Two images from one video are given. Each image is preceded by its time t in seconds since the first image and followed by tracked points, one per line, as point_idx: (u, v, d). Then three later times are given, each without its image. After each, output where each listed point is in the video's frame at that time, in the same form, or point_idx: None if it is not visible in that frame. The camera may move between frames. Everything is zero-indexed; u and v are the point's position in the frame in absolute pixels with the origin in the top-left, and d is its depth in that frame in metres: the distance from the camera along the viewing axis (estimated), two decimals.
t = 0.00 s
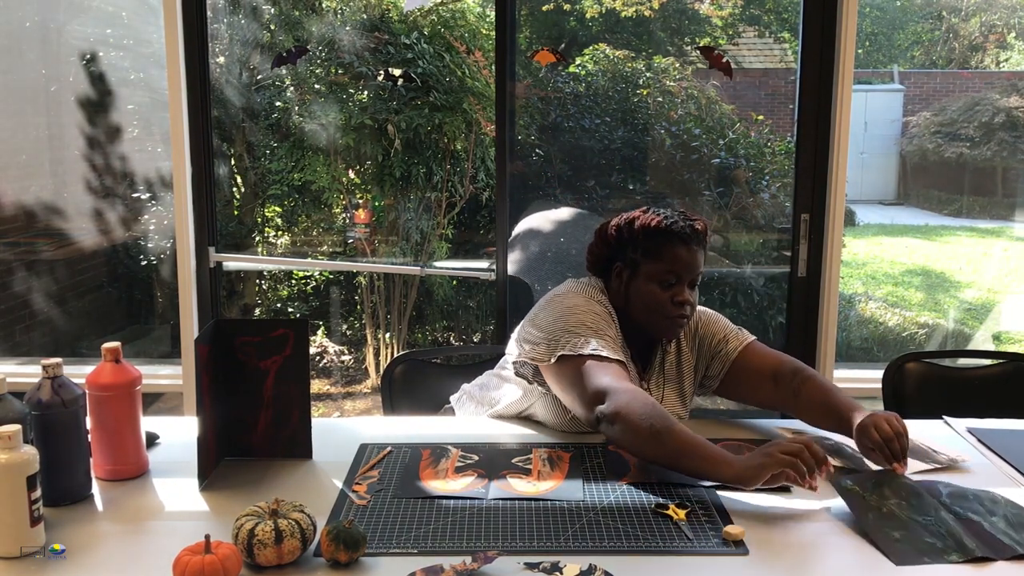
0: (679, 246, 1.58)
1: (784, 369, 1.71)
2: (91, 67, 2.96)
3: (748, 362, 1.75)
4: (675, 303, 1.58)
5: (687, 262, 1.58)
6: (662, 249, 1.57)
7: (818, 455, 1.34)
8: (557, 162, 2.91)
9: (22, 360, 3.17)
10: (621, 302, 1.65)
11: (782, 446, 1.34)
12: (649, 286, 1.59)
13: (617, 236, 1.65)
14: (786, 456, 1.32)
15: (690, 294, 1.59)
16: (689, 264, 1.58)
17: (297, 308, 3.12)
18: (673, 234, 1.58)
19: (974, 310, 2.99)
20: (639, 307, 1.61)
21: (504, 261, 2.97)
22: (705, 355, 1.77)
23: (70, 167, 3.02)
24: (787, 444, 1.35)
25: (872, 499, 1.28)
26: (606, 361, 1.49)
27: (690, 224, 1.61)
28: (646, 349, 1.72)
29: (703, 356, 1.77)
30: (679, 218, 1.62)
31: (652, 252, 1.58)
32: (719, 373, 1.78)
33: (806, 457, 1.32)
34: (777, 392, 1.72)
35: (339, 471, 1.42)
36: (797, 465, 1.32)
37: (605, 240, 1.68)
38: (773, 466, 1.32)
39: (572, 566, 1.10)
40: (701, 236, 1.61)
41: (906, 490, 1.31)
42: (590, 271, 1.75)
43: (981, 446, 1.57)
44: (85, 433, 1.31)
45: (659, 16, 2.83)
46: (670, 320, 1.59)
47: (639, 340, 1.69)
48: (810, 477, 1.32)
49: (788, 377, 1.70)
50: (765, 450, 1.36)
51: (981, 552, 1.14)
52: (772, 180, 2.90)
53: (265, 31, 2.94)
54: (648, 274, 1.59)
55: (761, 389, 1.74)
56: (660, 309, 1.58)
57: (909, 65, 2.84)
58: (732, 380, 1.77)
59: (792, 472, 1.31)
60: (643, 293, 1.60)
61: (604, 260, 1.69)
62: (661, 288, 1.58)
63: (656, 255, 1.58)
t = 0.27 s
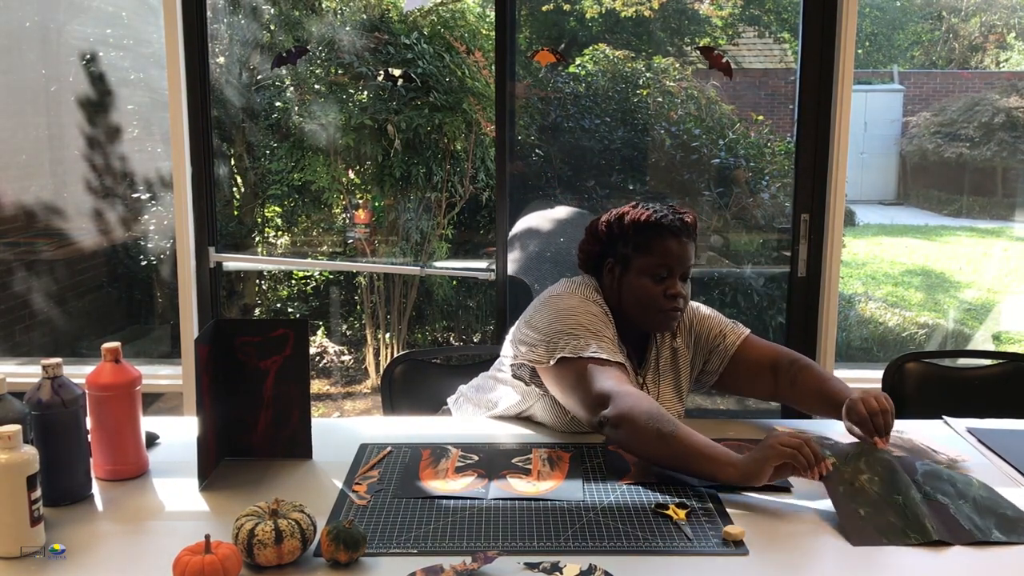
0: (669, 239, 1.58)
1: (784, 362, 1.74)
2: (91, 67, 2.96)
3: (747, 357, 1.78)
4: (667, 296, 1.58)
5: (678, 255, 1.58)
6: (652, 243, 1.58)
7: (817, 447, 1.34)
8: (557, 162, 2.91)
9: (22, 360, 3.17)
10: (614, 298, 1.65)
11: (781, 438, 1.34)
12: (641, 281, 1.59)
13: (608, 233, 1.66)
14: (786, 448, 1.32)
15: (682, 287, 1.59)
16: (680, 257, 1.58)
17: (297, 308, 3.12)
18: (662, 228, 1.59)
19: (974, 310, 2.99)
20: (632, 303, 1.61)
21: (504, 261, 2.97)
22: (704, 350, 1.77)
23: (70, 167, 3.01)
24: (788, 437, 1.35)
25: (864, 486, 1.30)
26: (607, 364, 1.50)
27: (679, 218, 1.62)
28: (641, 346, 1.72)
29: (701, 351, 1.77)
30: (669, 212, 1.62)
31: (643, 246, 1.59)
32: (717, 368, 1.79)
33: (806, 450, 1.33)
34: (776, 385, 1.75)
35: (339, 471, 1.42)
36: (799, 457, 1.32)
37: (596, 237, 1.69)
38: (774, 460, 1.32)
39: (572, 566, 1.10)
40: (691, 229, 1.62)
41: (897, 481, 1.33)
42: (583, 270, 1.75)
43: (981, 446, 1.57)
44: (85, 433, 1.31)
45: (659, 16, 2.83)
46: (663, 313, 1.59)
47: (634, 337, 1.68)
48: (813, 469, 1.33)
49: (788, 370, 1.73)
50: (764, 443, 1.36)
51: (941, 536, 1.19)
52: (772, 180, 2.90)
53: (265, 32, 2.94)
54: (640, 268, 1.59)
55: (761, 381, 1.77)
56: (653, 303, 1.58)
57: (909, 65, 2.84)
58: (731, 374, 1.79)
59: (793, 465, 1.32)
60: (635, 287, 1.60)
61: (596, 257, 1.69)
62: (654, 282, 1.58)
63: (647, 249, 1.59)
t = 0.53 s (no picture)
0: (675, 236, 1.59)
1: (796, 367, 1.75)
2: (91, 67, 2.96)
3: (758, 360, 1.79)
4: (674, 292, 1.59)
5: (683, 251, 1.59)
6: (659, 240, 1.59)
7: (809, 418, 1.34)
8: (557, 162, 2.91)
9: (22, 360, 3.17)
10: (618, 296, 1.65)
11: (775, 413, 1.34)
12: (648, 277, 1.59)
13: (612, 230, 1.66)
14: (782, 423, 1.32)
15: (687, 283, 1.61)
16: (685, 253, 1.60)
17: (297, 308, 3.12)
18: (669, 224, 1.60)
19: (974, 310, 2.99)
20: (637, 299, 1.61)
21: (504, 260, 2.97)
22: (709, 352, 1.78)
23: (70, 167, 3.02)
24: (783, 411, 1.34)
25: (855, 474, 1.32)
26: (601, 359, 1.50)
27: (682, 215, 1.64)
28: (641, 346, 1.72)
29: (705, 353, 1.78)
30: (672, 210, 1.64)
31: (649, 243, 1.60)
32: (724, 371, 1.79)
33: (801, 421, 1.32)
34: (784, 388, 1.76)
35: (339, 471, 1.42)
36: (796, 429, 1.31)
37: (598, 235, 1.69)
38: (772, 435, 1.32)
39: (572, 565, 1.10)
40: (694, 226, 1.64)
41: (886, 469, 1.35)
42: (580, 269, 1.74)
43: (981, 447, 1.57)
44: (85, 433, 1.31)
45: (659, 16, 2.83)
46: (669, 309, 1.59)
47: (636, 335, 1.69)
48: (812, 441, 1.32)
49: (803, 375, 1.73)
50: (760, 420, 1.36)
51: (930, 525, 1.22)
52: (772, 180, 2.90)
53: (265, 31, 2.94)
54: (647, 265, 1.60)
55: (767, 384, 1.78)
56: (660, 299, 1.59)
57: (909, 65, 2.84)
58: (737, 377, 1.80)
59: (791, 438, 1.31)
60: (642, 284, 1.60)
61: (598, 256, 1.69)
62: (661, 278, 1.59)
63: (654, 245, 1.59)
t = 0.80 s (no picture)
0: (683, 237, 1.60)
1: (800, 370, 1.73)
2: (91, 67, 2.96)
3: (762, 365, 1.79)
4: (681, 294, 1.60)
5: (690, 253, 1.60)
6: (669, 241, 1.59)
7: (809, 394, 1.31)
8: (557, 162, 2.91)
9: (22, 360, 3.17)
10: (623, 296, 1.65)
11: (773, 391, 1.32)
12: (656, 278, 1.60)
13: (619, 230, 1.66)
14: (781, 405, 1.30)
15: (694, 285, 1.61)
16: (693, 255, 1.60)
17: (297, 308, 3.12)
18: (677, 226, 1.61)
19: (974, 310, 2.98)
20: (643, 299, 1.62)
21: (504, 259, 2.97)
22: (715, 357, 1.79)
23: (70, 167, 3.01)
24: (781, 390, 1.31)
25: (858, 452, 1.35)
26: (602, 353, 1.50)
27: (689, 218, 1.65)
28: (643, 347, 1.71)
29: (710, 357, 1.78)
30: (679, 212, 1.65)
31: (658, 244, 1.60)
32: (730, 375, 1.80)
33: (801, 401, 1.30)
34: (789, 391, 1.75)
35: (339, 471, 1.42)
36: (795, 410, 1.29)
37: (604, 235, 1.69)
38: (772, 417, 1.31)
39: (572, 565, 1.10)
40: (701, 228, 1.64)
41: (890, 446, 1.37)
42: (583, 269, 1.74)
43: (981, 447, 1.57)
44: (85, 433, 1.31)
45: (659, 16, 2.83)
46: (675, 311, 1.60)
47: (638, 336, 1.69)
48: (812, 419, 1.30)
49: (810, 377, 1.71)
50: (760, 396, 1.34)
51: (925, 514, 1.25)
52: (772, 180, 2.90)
53: (265, 31, 2.93)
54: (655, 265, 1.60)
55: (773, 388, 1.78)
56: (667, 301, 1.59)
57: (909, 65, 2.84)
58: (743, 382, 1.81)
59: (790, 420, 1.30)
60: (649, 285, 1.60)
61: (603, 256, 1.68)
62: (668, 279, 1.59)
63: (662, 247, 1.60)
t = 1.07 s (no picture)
0: (683, 236, 1.60)
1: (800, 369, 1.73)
2: (91, 67, 2.96)
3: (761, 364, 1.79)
4: (681, 293, 1.59)
5: (690, 252, 1.60)
6: (668, 240, 1.60)
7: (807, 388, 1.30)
8: (556, 162, 2.91)
9: (22, 360, 3.17)
10: (623, 296, 1.65)
11: (771, 388, 1.31)
12: (656, 277, 1.60)
13: (619, 230, 1.66)
14: (781, 402, 1.29)
15: (694, 284, 1.61)
16: (693, 254, 1.60)
17: (297, 308, 3.12)
18: (677, 225, 1.61)
19: (974, 310, 2.98)
20: (644, 299, 1.62)
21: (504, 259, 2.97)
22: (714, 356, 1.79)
23: (70, 167, 3.02)
24: (780, 386, 1.31)
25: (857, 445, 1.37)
26: (602, 352, 1.50)
27: (689, 217, 1.65)
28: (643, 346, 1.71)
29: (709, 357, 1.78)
30: (679, 212, 1.65)
31: (658, 243, 1.60)
32: (729, 374, 1.80)
33: (800, 395, 1.29)
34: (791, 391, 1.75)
35: (339, 471, 1.42)
36: (795, 405, 1.28)
37: (604, 235, 1.69)
38: (772, 413, 1.30)
39: (572, 565, 1.09)
40: (701, 228, 1.65)
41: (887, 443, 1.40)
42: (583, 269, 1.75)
43: (981, 447, 1.57)
44: (85, 433, 1.31)
45: (659, 16, 2.83)
46: (676, 310, 1.60)
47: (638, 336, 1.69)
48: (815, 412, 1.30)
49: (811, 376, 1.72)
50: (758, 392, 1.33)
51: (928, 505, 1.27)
52: (772, 180, 2.90)
53: (265, 32, 2.94)
54: (655, 265, 1.60)
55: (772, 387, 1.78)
56: (668, 300, 1.59)
57: (909, 65, 2.84)
58: (742, 381, 1.80)
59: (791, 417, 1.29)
60: (650, 284, 1.60)
61: (603, 257, 1.69)
62: (669, 278, 1.59)
63: (662, 246, 1.60)
